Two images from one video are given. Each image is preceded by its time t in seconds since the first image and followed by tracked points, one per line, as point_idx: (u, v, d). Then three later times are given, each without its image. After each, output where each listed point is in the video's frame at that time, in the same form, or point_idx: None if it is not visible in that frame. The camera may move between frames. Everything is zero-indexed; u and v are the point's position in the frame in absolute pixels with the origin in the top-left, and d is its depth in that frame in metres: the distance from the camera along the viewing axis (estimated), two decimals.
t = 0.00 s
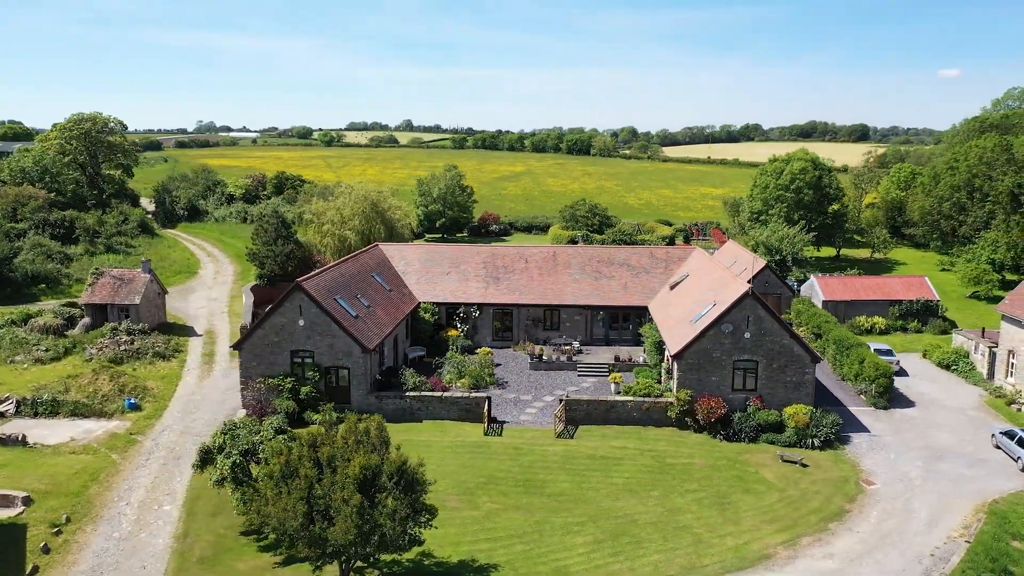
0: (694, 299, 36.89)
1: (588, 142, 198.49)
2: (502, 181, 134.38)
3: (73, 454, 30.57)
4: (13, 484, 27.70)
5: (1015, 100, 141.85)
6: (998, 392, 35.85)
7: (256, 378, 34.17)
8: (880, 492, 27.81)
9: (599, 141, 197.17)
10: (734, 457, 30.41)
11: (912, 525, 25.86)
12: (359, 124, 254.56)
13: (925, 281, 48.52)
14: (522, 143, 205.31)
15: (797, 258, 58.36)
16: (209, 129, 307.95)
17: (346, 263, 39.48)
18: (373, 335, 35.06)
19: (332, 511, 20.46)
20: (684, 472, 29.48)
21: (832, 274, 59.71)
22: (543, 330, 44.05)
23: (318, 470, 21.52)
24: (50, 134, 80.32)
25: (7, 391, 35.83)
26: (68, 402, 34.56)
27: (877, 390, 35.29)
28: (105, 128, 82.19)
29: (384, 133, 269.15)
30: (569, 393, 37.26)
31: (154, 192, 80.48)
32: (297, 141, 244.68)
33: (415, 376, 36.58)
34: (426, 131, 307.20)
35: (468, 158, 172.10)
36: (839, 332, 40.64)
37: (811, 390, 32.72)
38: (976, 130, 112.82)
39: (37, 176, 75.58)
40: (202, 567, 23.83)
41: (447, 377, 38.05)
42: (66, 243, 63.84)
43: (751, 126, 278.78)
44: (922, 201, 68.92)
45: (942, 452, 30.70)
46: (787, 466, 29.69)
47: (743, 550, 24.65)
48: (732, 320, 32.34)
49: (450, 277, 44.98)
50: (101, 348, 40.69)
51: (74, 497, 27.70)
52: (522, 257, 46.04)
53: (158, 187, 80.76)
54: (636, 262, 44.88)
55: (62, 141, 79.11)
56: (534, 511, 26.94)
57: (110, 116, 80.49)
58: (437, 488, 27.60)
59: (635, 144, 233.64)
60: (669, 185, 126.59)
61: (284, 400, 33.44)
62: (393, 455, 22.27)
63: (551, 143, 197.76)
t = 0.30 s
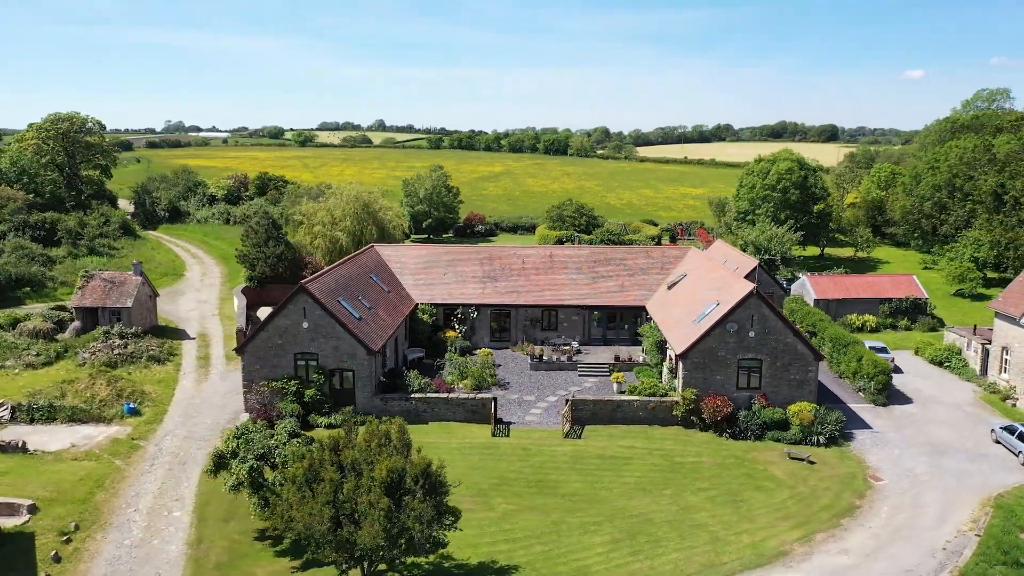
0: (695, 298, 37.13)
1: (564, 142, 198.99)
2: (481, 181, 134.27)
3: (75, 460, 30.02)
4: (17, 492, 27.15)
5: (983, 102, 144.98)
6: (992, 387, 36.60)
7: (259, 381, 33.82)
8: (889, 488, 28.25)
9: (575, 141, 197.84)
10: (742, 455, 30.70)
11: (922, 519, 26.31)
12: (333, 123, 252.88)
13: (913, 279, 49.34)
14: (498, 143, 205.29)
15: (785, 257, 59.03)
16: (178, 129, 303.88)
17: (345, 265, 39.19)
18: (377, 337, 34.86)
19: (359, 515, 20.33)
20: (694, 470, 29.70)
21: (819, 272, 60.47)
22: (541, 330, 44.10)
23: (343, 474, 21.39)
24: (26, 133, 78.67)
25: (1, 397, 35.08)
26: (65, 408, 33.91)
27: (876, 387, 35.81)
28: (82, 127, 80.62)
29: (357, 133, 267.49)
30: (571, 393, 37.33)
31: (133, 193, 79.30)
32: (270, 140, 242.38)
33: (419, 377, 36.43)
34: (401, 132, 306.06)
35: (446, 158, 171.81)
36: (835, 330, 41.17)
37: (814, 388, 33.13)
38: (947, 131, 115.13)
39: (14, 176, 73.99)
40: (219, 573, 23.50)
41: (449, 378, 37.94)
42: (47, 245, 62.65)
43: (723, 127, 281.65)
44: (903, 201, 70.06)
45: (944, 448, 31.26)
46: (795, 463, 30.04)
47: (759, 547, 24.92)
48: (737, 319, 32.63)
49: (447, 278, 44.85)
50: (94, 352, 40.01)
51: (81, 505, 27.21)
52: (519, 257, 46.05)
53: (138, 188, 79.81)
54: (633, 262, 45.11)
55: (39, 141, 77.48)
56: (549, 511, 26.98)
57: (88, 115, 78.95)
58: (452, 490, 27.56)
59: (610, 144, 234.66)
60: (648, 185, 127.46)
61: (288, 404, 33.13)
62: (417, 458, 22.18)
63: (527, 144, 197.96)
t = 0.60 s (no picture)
0: (696, 297, 37.36)
1: (543, 142, 199.30)
2: (462, 181, 134.09)
3: (78, 466, 29.55)
4: (22, 500, 26.68)
5: (955, 102, 147.75)
6: (986, 383, 37.27)
7: (263, 384, 33.49)
8: (895, 484, 28.66)
9: (553, 141, 198.28)
10: (749, 453, 30.98)
11: (931, 514, 26.73)
12: (309, 123, 251.15)
13: (902, 277, 50.10)
14: (476, 143, 205.15)
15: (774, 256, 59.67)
16: (149, 128, 299.85)
17: (345, 265, 38.95)
18: (380, 338, 34.73)
19: (386, 518, 20.22)
20: (703, 468, 29.92)
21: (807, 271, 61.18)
22: (539, 330, 44.16)
23: (367, 477, 21.29)
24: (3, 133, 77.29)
25: None
26: (64, 413, 33.34)
27: (875, 384, 36.26)
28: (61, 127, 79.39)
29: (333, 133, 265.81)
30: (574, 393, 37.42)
31: (113, 194, 77.14)
32: (244, 140, 239.80)
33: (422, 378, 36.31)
34: (377, 132, 304.59)
35: (424, 158, 171.45)
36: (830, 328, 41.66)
37: (817, 385, 33.56)
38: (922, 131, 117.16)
39: None
40: None
41: (451, 379, 37.85)
42: (30, 247, 61.59)
43: (698, 126, 283.99)
44: (886, 200, 71.10)
45: (945, 443, 31.79)
46: (801, 460, 30.37)
47: (774, 544, 25.17)
48: (742, 318, 32.92)
49: (445, 279, 44.76)
50: (89, 356, 39.38)
51: (88, 511, 26.78)
52: (516, 258, 46.06)
53: (118, 188, 77.86)
54: (629, 262, 45.33)
55: (17, 141, 76.11)
56: (564, 511, 27.03)
57: (68, 115, 77.77)
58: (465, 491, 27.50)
59: (586, 143, 235.66)
60: (628, 185, 128.17)
61: (293, 406, 32.85)
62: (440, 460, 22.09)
63: (505, 144, 198.01)
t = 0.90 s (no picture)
0: (697, 297, 37.63)
1: (520, 142, 199.46)
2: (442, 182, 133.78)
3: (82, 472, 29.03)
4: (28, 508, 26.17)
5: (927, 103, 150.49)
6: (980, 379, 37.99)
7: (267, 387, 33.16)
8: (902, 479, 29.12)
9: (530, 141, 198.61)
10: (756, 451, 31.29)
11: (939, 508, 27.18)
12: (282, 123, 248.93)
13: (891, 276, 50.89)
14: (453, 144, 204.72)
15: (762, 256, 60.30)
16: (118, 128, 295.39)
17: (345, 267, 38.71)
18: (385, 340, 34.55)
19: (414, 521, 20.13)
20: (713, 466, 30.15)
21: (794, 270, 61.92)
22: (537, 330, 44.21)
23: (392, 480, 21.19)
24: None
25: None
26: (62, 418, 32.73)
27: (873, 381, 36.84)
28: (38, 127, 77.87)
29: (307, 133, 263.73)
30: (577, 393, 37.52)
31: (92, 193, 74.88)
32: (217, 140, 237.12)
33: (425, 379, 36.20)
34: (351, 132, 302.98)
35: (401, 158, 170.77)
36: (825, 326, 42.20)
37: (819, 383, 34.00)
38: (897, 132, 119.16)
39: None
40: None
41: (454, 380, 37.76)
42: (11, 249, 60.35)
43: (672, 127, 286.07)
44: (868, 200, 72.17)
45: (946, 438, 32.36)
46: (808, 457, 30.75)
47: (790, 540, 25.43)
48: (746, 317, 33.24)
49: (442, 280, 44.64)
50: (83, 360, 38.71)
51: (96, 518, 26.32)
52: (513, 258, 46.07)
53: (97, 188, 75.66)
54: (626, 261, 45.55)
55: None
56: (579, 510, 27.08)
57: (45, 114, 76.31)
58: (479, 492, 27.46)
59: (562, 144, 236.24)
60: (608, 185, 128.79)
61: (298, 409, 32.55)
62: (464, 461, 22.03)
63: (482, 144, 197.88)
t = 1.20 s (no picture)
0: (698, 297, 37.91)
1: (498, 142, 199.44)
2: (423, 182, 133.40)
3: (87, 478, 28.59)
4: (35, 515, 25.73)
5: (901, 104, 152.82)
6: (974, 375, 38.65)
7: (271, 390, 32.89)
8: (907, 474, 29.56)
9: (508, 142, 198.71)
10: (762, 448, 31.59)
11: (946, 503, 27.63)
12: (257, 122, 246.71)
13: (881, 274, 51.61)
14: (431, 144, 204.15)
15: (751, 255, 60.89)
16: (89, 128, 291.03)
17: (346, 268, 38.49)
18: (389, 341, 34.41)
19: (441, 523, 20.06)
20: (721, 464, 30.39)
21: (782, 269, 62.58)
22: (535, 331, 44.27)
23: (417, 482, 21.09)
24: None
25: None
26: (62, 423, 32.18)
27: (871, 378, 37.34)
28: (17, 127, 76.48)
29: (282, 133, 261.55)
30: (580, 393, 37.63)
31: (73, 194, 73.23)
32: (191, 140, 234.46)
33: (429, 381, 36.10)
34: (327, 132, 300.91)
35: (380, 159, 170.00)
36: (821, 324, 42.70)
37: (821, 381, 34.41)
38: (874, 133, 120.88)
39: None
40: None
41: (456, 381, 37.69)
42: None
43: (648, 127, 287.85)
44: (852, 200, 73.12)
45: (946, 434, 32.91)
46: (814, 454, 31.10)
47: (803, 536, 25.72)
48: (750, 316, 33.56)
49: (440, 280, 44.55)
50: (78, 364, 38.10)
51: (105, 524, 25.94)
52: (510, 259, 46.10)
53: (78, 189, 74.01)
54: (622, 261, 45.76)
55: None
56: (593, 510, 27.17)
57: (24, 114, 75.00)
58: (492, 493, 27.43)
59: (540, 144, 236.52)
60: (590, 185, 129.29)
61: (303, 411, 32.31)
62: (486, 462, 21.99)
63: (461, 144, 197.60)
